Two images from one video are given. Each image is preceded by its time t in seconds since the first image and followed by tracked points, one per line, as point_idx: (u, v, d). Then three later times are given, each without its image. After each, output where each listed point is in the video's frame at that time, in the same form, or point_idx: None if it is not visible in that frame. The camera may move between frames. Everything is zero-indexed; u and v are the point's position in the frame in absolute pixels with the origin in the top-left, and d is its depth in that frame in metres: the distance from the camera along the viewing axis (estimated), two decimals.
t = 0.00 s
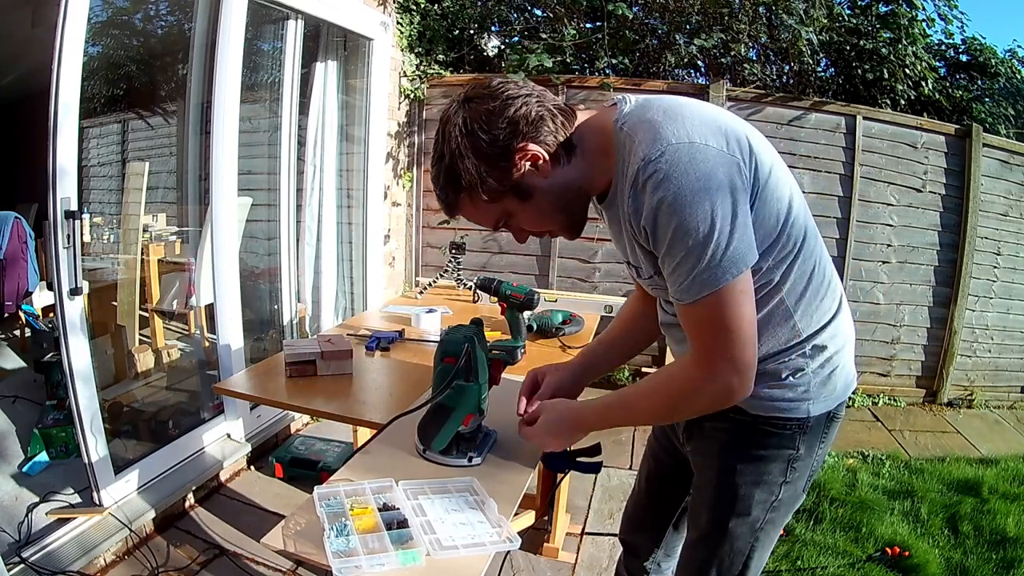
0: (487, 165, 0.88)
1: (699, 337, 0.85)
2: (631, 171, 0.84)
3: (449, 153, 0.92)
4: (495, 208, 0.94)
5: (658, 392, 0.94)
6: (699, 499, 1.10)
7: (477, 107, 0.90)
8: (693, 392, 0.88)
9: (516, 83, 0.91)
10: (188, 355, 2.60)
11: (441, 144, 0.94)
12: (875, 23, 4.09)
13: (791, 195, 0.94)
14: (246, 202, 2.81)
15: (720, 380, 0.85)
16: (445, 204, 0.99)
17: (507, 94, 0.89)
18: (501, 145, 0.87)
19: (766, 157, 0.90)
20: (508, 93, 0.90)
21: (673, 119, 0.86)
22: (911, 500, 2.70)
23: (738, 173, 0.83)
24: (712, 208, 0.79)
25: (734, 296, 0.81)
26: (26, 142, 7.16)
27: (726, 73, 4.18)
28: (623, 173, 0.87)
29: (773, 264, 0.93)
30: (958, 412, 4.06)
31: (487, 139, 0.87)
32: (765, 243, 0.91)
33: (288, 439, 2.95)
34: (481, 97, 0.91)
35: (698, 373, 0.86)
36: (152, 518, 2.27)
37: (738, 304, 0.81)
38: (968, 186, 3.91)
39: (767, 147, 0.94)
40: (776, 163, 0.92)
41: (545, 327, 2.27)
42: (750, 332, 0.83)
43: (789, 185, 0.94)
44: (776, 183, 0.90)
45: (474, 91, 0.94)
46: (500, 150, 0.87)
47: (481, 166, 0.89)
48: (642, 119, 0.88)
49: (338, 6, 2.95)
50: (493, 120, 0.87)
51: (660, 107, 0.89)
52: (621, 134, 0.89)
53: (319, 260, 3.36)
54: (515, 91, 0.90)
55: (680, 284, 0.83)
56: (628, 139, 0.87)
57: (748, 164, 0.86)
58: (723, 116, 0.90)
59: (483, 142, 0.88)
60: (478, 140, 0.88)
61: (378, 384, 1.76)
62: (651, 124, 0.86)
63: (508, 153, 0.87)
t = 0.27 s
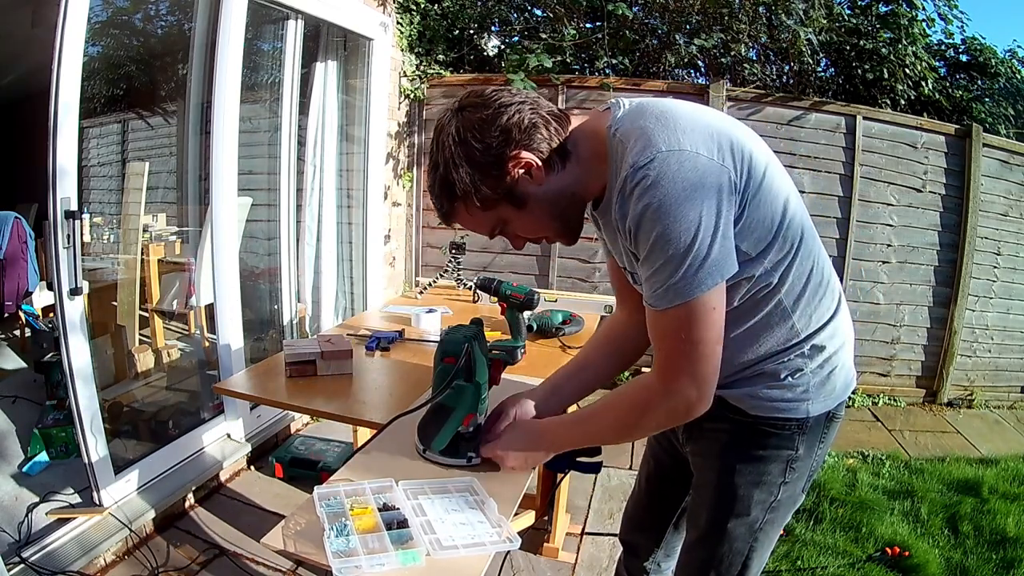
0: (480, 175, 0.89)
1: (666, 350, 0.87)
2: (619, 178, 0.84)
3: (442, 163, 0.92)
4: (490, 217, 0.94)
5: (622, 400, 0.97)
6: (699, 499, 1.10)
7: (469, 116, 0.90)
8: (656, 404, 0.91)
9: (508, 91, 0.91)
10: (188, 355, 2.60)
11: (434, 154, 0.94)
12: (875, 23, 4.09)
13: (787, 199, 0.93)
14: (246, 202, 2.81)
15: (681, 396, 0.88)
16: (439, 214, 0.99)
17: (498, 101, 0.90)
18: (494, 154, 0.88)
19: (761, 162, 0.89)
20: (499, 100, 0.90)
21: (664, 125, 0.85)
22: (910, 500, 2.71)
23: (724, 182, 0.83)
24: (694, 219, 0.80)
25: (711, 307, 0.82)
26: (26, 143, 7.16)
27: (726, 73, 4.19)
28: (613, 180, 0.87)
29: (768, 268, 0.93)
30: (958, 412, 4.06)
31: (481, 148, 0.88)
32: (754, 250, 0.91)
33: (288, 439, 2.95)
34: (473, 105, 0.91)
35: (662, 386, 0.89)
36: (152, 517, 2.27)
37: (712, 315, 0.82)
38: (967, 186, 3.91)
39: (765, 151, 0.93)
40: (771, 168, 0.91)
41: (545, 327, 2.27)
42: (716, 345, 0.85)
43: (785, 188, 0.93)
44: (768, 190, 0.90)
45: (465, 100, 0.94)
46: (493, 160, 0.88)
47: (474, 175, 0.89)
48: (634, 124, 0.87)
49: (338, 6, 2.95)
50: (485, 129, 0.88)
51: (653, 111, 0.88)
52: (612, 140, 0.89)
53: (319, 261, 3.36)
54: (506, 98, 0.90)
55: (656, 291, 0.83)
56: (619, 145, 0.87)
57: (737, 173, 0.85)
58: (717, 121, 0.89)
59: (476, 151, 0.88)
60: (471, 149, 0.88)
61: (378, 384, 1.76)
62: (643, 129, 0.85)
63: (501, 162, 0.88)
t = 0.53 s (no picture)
0: (474, 180, 0.89)
1: (665, 353, 0.87)
2: (616, 184, 0.84)
3: (436, 166, 0.92)
4: (484, 220, 0.94)
5: (618, 407, 0.98)
6: (697, 501, 1.10)
7: (464, 119, 0.89)
8: (655, 407, 0.92)
9: (503, 94, 0.91)
10: (188, 355, 2.60)
11: (429, 157, 0.94)
12: (875, 23, 4.09)
13: (785, 200, 0.93)
14: (246, 202, 2.81)
15: (681, 398, 0.88)
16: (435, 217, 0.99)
17: (493, 104, 0.89)
18: (488, 159, 0.87)
19: (760, 165, 0.89)
20: (494, 103, 0.89)
21: (661, 129, 0.85)
22: (911, 500, 2.70)
23: (722, 187, 0.83)
24: (692, 223, 0.79)
25: (708, 313, 0.82)
26: (26, 143, 7.16)
27: (726, 73, 4.19)
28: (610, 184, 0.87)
29: (767, 270, 0.93)
30: (958, 412, 4.06)
31: (475, 153, 0.88)
32: (752, 253, 0.91)
33: (288, 439, 2.95)
34: (467, 108, 0.91)
35: (661, 389, 0.89)
36: (152, 517, 2.27)
37: (710, 320, 0.83)
38: (967, 186, 3.91)
39: (764, 153, 0.92)
40: (770, 169, 0.91)
41: (545, 327, 2.27)
42: (714, 349, 0.85)
43: (784, 190, 0.93)
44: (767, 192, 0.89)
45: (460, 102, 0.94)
46: (487, 164, 0.88)
47: (468, 180, 0.89)
48: (631, 127, 0.87)
49: (338, 6, 2.95)
50: (480, 132, 0.87)
51: (650, 114, 0.88)
52: (609, 144, 0.88)
53: (319, 261, 3.36)
54: (500, 101, 0.89)
55: (654, 296, 0.84)
56: (616, 150, 0.87)
57: (735, 176, 0.85)
58: (715, 123, 0.89)
59: (470, 156, 0.88)
60: (466, 153, 0.88)
61: (378, 384, 1.76)
62: (639, 133, 0.85)
63: (495, 166, 0.87)
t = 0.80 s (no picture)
0: (471, 181, 0.89)
1: (658, 356, 0.87)
2: (613, 184, 0.84)
3: (433, 167, 0.92)
4: (481, 222, 0.94)
5: (606, 407, 0.98)
6: (696, 503, 1.10)
7: (462, 119, 0.89)
8: (643, 408, 0.92)
9: (501, 94, 0.91)
10: (188, 355, 2.60)
11: (425, 156, 0.94)
12: (875, 23, 4.09)
13: (785, 201, 0.93)
14: (246, 202, 2.81)
15: (673, 399, 0.88)
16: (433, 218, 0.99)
17: (491, 105, 0.89)
18: (485, 160, 0.87)
19: (760, 166, 0.89)
20: (493, 103, 0.89)
21: (661, 129, 0.85)
22: (911, 500, 2.70)
23: (720, 187, 0.83)
24: (689, 224, 0.79)
25: (703, 314, 0.82)
26: (26, 143, 7.16)
27: (726, 73, 4.19)
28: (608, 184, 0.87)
29: (766, 272, 0.93)
30: (958, 412, 4.06)
31: (472, 154, 0.88)
32: (750, 254, 0.91)
33: (288, 439, 2.95)
34: (465, 109, 0.91)
35: (650, 391, 0.90)
36: (152, 517, 2.27)
37: (704, 322, 0.83)
38: (967, 186, 3.91)
39: (764, 154, 0.92)
40: (770, 171, 0.91)
41: (545, 327, 2.27)
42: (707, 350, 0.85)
43: (784, 191, 0.93)
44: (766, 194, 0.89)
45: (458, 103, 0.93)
46: (484, 165, 0.88)
47: (465, 181, 0.89)
48: (630, 128, 0.86)
49: (338, 6, 2.95)
50: (477, 133, 0.87)
51: (649, 115, 0.88)
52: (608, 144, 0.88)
53: (319, 261, 3.35)
54: (499, 102, 0.89)
55: (649, 296, 0.84)
56: (614, 150, 0.87)
57: (734, 177, 0.85)
58: (715, 124, 0.89)
59: (467, 157, 0.88)
60: (463, 154, 0.88)
61: (378, 384, 1.76)
62: (637, 133, 0.85)
63: (493, 167, 0.87)
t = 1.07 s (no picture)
0: (468, 180, 0.89)
1: (654, 353, 0.87)
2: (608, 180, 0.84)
3: (430, 167, 0.92)
4: (478, 220, 0.94)
5: (604, 404, 0.98)
6: (694, 502, 1.10)
7: (458, 119, 0.90)
8: (641, 406, 0.92)
9: (497, 94, 0.91)
10: (188, 355, 2.60)
11: (423, 156, 0.94)
12: (875, 23, 4.09)
13: (781, 199, 0.93)
14: (246, 202, 2.81)
15: (670, 396, 0.88)
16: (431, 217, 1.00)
17: (486, 105, 0.89)
18: (481, 158, 0.88)
19: (754, 164, 0.89)
20: (488, 103, 0.89)
21: (655, 126, 0.85)
22: (911, 500, 2.70)
23: (714, 184, 0.83)
24: (682, 219, 0.80)
25: (698, 310, 0.82)
26: (26, 143, 7.16)
27: (726, 73, 4.19)
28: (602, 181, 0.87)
29: (761, 269, 0.93)
30: (958, 412, 4.06)
31: (468, 153, 0.88)
32: (745, 252, 0.91)
33: (288, 439, 2.95)
34: (462, 109, 0.91)
35: (647, 388, 0.89)
36: (152, 517, 2.27)
37: (699, 318, 0.83)
38: (967, 186, 3.91)
39: (759, 152, 0.92)
40: (765, 169, 0.91)
41: (545, 327, 2.27)
42: (703, 346, 0.85)
43: (780, 190, 0.93)
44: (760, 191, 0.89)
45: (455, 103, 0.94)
46: (480, 164, 0.88)
47: (461, 179, 0.89)
48: (624, 125, 0.87)
49: (338, 6, 2.95)
50: (473, 132, 0.88)
51: (644, 112, 0.88)
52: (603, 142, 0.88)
53: (319, 260, 3.35)
54: (494, 101, 0.90)
55: (643, 292, 0.84)
56: (609, 148, 0.87)
57: (728, 173, 0.85)
58: (710, 122, 0.89)
59: (463, 156, 0.88)
60: (458, 154, 0.89)
61: (378, 384, 1.76)
62: (632, 130, 0.85)
63: (489, 166, 0.88)
